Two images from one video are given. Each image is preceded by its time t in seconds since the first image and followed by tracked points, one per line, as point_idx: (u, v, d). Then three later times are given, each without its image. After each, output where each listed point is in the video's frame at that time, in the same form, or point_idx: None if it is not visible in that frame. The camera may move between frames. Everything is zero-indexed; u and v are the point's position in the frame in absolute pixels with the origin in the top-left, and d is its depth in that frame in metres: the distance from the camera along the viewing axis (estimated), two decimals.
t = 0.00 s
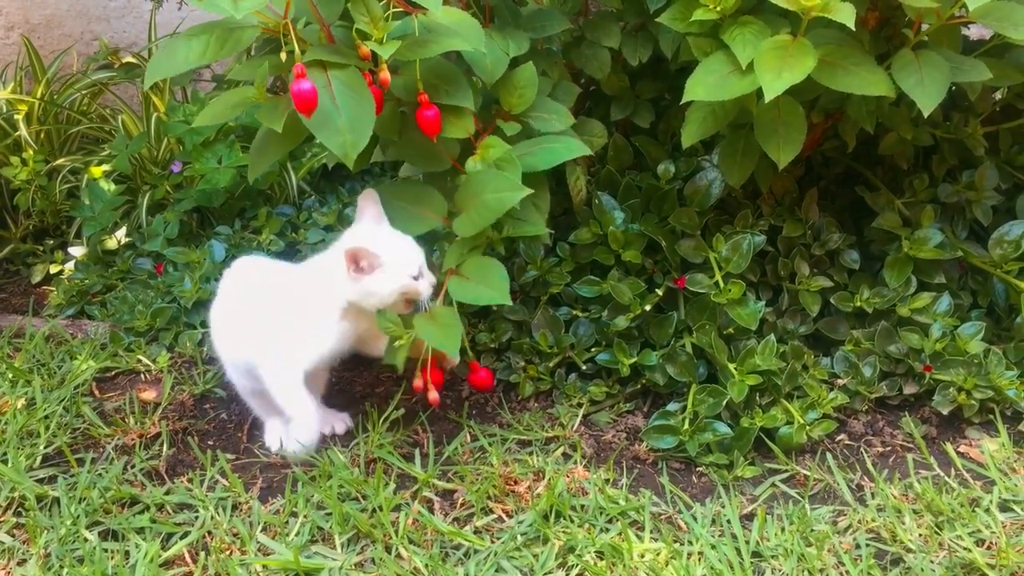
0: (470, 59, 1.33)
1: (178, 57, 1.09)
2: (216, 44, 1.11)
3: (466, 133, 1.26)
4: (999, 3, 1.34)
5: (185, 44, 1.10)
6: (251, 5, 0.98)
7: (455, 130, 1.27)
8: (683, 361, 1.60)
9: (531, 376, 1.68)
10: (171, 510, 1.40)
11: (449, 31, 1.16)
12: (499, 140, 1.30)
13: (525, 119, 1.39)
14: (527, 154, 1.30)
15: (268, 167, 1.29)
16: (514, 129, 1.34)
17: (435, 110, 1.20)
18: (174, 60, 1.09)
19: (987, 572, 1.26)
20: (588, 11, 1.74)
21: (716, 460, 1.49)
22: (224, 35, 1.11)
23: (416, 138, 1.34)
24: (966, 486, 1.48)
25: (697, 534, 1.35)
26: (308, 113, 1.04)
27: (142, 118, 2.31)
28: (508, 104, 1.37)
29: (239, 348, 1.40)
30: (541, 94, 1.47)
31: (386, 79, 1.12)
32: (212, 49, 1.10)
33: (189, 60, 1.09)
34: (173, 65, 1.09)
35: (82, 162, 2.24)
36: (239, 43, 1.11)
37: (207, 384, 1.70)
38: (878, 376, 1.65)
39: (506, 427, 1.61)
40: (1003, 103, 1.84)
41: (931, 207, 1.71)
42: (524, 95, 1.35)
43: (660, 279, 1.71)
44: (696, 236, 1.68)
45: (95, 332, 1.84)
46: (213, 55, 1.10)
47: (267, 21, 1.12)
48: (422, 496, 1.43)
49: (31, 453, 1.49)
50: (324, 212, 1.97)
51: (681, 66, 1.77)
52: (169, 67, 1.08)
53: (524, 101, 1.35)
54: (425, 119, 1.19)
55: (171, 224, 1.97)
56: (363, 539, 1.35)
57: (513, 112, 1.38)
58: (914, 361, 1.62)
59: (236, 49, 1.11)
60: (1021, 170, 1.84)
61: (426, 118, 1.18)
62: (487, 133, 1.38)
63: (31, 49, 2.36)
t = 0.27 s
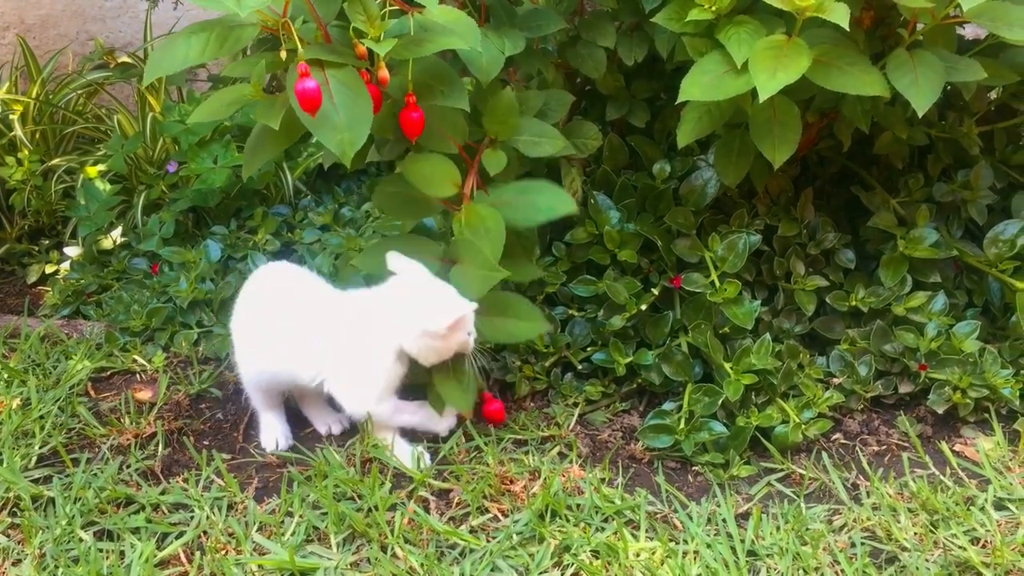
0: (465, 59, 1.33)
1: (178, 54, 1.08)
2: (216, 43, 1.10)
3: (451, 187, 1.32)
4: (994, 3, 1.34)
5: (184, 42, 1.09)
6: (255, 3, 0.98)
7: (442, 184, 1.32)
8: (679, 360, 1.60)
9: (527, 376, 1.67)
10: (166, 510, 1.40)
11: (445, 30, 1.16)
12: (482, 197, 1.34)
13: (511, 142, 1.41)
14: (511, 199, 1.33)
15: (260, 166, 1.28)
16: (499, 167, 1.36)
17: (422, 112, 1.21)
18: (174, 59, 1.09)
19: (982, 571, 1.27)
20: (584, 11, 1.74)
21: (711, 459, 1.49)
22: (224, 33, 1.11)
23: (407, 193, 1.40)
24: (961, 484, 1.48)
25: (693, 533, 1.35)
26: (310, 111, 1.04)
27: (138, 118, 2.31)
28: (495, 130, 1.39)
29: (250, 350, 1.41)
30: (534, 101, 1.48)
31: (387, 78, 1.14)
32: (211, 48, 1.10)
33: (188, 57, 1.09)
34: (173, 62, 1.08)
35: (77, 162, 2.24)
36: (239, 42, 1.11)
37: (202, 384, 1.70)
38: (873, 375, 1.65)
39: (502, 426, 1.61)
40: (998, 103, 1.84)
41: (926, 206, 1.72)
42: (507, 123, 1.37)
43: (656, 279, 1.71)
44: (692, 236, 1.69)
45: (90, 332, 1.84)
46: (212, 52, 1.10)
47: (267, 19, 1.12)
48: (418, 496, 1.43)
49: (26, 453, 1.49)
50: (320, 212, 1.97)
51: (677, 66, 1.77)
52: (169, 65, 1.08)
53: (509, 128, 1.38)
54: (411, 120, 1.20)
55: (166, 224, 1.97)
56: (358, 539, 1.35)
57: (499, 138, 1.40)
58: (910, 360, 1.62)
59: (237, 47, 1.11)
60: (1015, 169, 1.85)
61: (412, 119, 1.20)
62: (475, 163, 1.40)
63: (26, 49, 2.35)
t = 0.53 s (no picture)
0: (458, 60, 1.33)
1: (159, 53, 1.09)
2: (198, 43, 1.10)
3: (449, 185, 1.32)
4: (987, 3, 1.35)
5: (166, 41, 1.10)
6: (232, 3, 0.98)
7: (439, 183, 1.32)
8: (674, 361, 1.60)
9: (523, 377, 1.67)
10: (161, 511, 1.40)
11: (434, 32, 1.16)
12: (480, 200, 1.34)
13: (508, 144, 1.41)
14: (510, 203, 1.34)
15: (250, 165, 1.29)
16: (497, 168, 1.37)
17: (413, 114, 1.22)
18: (155, 58, 1.09)
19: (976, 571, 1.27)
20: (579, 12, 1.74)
21: (706, 460, 1.50)
22: (207, 34, 1.11)
23: (404, 191, 1.39)
24: (955, 484, 1.48)
25: (688, 534, 1.35)
26: (290, 113, 1.04)
27: (133, 119, 2.31)
28: (492, 133, 1.39)
29: (250, 346, 1.41)
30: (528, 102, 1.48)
31: (374, 80, 1.14)
32: (193, 48, 1.10)
33: (169, 57, 1.10)
34: (154, 60, 1.09)
35: (73, 163, 2.24)
36: (221, 43, 1.11)
37: (198, 385, 1.70)
38: (868, 375, 1.65)
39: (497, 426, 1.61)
40: (992, 103, 1.85)
41: (920, 206, 1.72)
42: (506, 124, 1.37)
43: (651, 279, 1.71)
44: (687, 236, 1.69)
45: (86, 333, 1.84)
46: (194, 52, 1.10)
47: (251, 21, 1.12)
48: (413, 497, 1.43)
49: (21, 455, 1.49)
50: (316, 213, 1.97)
51: (672, 67, 1.77)
52: (149, 64, 1.09)
53: (506, 131, 1.38)
54: (401, 121, 1.21)
55: (162, 225, 1.97)
56: (353, 540, 1.35)
57: (495, 141, 1.40)
58: (904, 360, 1.63)
59: (218, 48, 1.11)
60: (1010, 169, 1.85)
61: (403, 121, 1.20)
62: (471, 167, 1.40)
63: (22, 50, 2.36)
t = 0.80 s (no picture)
0: (456, 61, 1.33)
1: (167, 56, 1.09)
2: (206, 46, 1.11)
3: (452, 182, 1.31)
4: (982, 3, 1.35)
5: (174, 45, 1.09)
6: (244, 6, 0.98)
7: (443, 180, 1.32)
8: (669, 361, 1.60)
9: (518, 377, 1.67)
10: (155, 512, 1.40)
11: (435, 33, 1.16)
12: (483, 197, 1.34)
13: (507, 145, 1.41)
14: (514, 195, 1.34)
15: (251, 167, 1.29)
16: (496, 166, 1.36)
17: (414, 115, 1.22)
18: (164, 62, 1.09)
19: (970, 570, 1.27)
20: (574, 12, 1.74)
21: (701, 460, 1.50)
22: (213, 37, 1.12)
23: (404, 193, 1.39)
24: (950, 483, 1.48)
25: (682, 533, 1.35)
26: (302, 115, 1.05)
27: (129, 120, 2.31)
28: (491, 134, 1.39)
29: (248, 342, 1.41)
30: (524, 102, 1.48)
31: (375, 80, 1.14)
32: (201, 52, 1.10)
33: (178, 60, 1.09)
34: (163, 64, 1.09)
35: (68, 164, 2.24)
36: (229, 45, 1.12)
37: (193, 386, 1.70)
38: (863, 375, 1.65)
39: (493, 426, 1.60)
40: (987, 103, 1.85)
41: (915, 206, 1.72)
42: (505, 125, 1.38)
43: (646, 279, 1.71)
44: (682, 236, 1.69)
45: (81, 334, 1.83)
46: (203, 55, 1.10)
47: (256, 22, 1.11)
48: (408, 497, 1.42)
49: (15, 456, 1.49)
50: (311, 213, 1.97)
51: (667, 67, 1.77)
52: (158, 68, 1.09)
53: (505, 132, 1.38)
54: (403, 122, 1.21)
55: (157, 226, 1.97)
56: (348, 540, 1.35)
57: (494, 141, 1.40)
58: (900, 360, 1.63)
59: (227, 50, 1.12)
60: (1005, 169, 1.85)
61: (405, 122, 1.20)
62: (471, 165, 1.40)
63: (17, 51, 2.36)
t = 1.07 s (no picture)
0: (446, 62, 1.34)
1: (146, 55, 1.09)
2: (184, 45, 1.10)
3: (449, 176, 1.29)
4: (974, 5, 1.35)
5: (152, 43, 1.10)
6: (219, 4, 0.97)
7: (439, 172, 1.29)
8: (663, 363, 1.60)
9: (512, 379, 1.67)
10: (148, 515, 1.40)
11: (422, 33, 1.16)
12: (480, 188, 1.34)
13: (501, 141, 1.41)
14: (510, 188, 1.33)
15: (238, 165, 1.29)
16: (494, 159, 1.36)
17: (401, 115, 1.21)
18: (142, 60, 1.09)
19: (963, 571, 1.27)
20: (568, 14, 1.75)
21: (695, 461, 1.50)
22: (192, 36, 1.11)
23: (402, 191, 1.39)
24: (944, 484, 1.49)
25: (676, 535, 1.35)
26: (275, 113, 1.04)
27: (122, 122, 2.31)
28: (486, 129, 1.39)
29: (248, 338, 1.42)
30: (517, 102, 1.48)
31: (359, 81, 1.14)
32: (179, 50, 1.10)
33: (156, 59, 1.09)
34: (141, 63, 1.09)
35: (61, 167, 2.24)
36: (207, 44, 1.11)
37: (186, 389, 1.70)
38: (857, 376, 1.65)
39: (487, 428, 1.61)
40: (980, 104, 1.85)
41: (908, 207, 1.73)
42: (499, 120, 1.37)
43: (640, 281, 1.71)
44: (676, 238, 1.69)
45: (74, 337, 1.83)
46: (181, 54, 1.10)
47: (236, 22, 1.11)
48: (401, 500, 1.42)
49: (7, 459, 1.48)
50: (306, 215, 1.97)
51: (661, 69, 1.77)
52: (137, 66, 1.09)
53: (499, 126, 1.38)
54: (389, 122, 1.20)
55: (151, 228, 1.96)
56: (341, 543, 1.34)
57: (490, 136, 1.40)
58: (893, 361, 1.63)
59: (205, 49, 1.11)
60: (998, 171, 1.86)
61: (391, 122, 1.20)
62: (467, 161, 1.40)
63: (10, 53, 2.36)
